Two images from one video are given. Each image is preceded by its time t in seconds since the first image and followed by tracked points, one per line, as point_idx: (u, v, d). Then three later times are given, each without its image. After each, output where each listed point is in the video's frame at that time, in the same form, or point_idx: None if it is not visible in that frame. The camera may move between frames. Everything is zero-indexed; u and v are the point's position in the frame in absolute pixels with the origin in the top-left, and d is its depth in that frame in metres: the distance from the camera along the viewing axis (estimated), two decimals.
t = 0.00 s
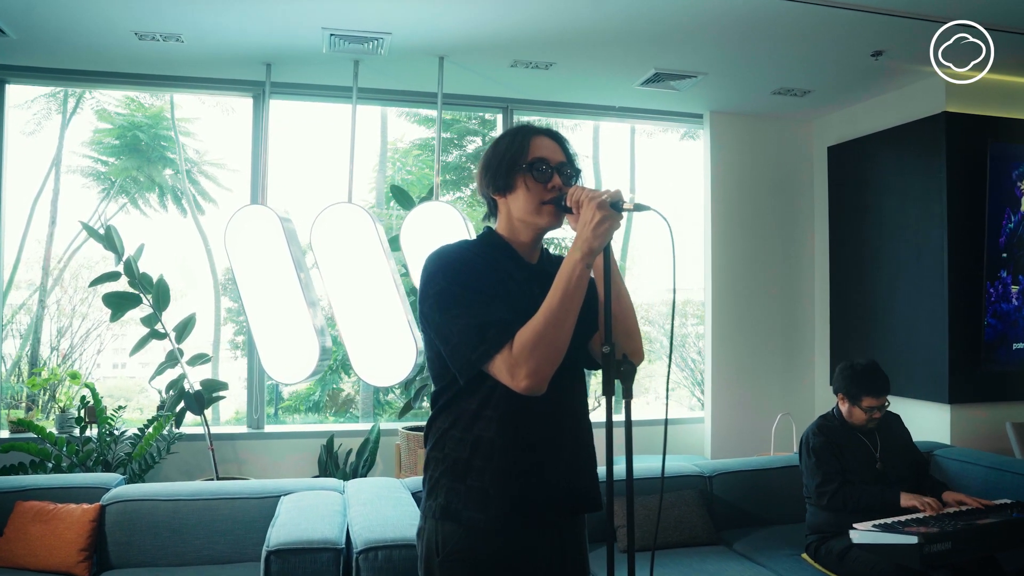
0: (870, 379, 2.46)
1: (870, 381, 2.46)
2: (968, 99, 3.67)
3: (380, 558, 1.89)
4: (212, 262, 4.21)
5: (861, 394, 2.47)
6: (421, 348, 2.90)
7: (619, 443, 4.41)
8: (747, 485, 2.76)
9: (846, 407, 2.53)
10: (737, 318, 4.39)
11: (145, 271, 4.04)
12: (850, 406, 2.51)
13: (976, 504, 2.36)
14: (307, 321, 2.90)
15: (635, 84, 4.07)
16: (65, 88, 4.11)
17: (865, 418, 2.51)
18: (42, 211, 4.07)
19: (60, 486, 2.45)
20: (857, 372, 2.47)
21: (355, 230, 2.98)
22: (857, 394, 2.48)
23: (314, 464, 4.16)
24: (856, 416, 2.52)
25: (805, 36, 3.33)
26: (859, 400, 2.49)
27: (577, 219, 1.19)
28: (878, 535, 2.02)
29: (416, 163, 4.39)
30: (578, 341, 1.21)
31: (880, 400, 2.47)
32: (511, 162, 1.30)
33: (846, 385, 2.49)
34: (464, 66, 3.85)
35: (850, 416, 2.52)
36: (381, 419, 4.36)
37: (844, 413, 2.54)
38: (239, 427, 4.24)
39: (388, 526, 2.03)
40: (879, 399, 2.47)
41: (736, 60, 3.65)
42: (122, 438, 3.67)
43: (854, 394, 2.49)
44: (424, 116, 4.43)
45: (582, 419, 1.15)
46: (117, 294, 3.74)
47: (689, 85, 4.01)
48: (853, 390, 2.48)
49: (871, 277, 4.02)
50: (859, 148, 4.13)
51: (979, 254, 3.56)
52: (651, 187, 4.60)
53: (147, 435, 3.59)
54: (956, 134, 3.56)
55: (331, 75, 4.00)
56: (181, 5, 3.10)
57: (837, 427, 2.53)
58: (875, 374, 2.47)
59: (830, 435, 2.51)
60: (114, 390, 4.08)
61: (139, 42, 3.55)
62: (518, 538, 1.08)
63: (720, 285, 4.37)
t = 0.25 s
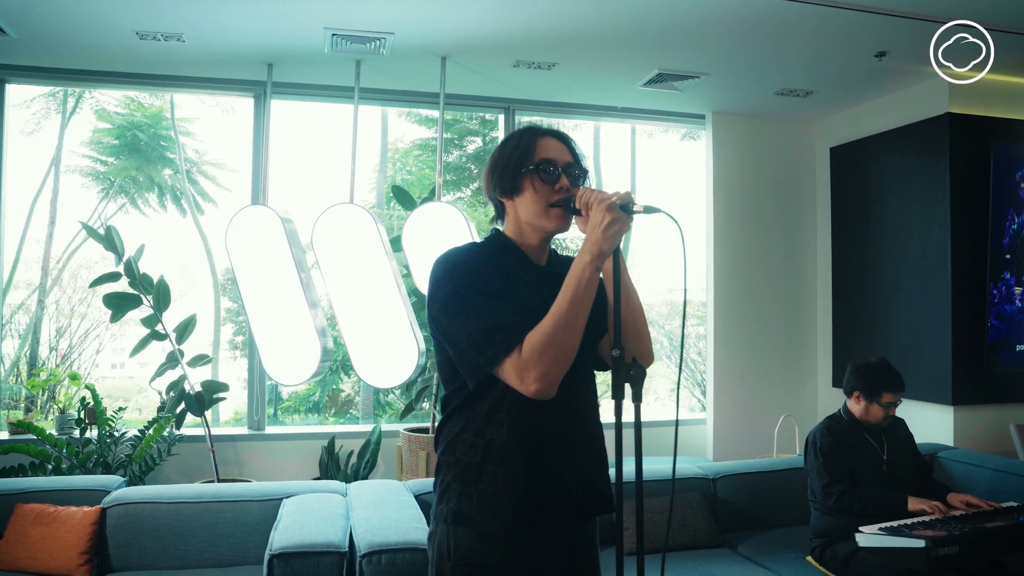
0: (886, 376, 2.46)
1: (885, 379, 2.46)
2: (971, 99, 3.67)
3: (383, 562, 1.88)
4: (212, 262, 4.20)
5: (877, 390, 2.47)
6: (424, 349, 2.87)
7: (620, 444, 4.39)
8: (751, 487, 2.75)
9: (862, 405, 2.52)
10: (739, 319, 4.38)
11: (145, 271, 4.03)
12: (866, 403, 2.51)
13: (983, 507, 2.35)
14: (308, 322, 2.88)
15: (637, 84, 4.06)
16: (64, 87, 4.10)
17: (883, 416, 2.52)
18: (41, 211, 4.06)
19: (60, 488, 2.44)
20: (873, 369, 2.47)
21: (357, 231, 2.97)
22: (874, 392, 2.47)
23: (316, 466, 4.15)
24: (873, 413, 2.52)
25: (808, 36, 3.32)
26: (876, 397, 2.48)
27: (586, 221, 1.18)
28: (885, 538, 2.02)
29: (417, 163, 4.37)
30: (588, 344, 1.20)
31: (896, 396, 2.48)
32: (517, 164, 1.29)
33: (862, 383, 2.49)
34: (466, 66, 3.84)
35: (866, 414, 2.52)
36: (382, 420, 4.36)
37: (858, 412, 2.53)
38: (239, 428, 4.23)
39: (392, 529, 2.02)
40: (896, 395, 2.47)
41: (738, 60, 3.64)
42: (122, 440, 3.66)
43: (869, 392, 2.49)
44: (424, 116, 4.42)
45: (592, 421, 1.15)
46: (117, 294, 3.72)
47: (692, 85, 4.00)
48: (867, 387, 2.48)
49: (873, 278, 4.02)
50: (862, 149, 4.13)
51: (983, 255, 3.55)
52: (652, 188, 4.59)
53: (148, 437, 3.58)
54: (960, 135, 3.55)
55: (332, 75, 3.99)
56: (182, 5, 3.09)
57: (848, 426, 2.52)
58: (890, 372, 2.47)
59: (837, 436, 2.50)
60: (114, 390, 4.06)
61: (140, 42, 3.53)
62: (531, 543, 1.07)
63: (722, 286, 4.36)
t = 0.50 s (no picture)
0: (900, 373, 2.44)
1: (899, 376, 2.45)
2: (975, 100, 3.65)
3: (388, 566, 1.88)
4: (211, 263, 4.19)
5: (890, 387, 2.46)
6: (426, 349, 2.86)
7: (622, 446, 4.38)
8: (754, 489, 2.74)
9: (874, 401, 2.51)
10: (741, 320, 4.37)
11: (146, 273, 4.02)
12: (878, 400, 2.49)
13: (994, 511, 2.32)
14: (310, 324, 2.87)
15: (639, 85, 4.05)
16: (64, 88, 4.08)
17: (893, 415, 2.49)
18: (41, 211, 4.04)
19: (61, 491, 2.43)
20: (889, 367, 2.46)
21: (359, 232, 2.95)
22: (886, 387, 2.46)
23: (317, 468, 4.14)
24: (884, 411, 2.50)
25: (811, 36, 3.31)
26: (888, 394, 2.47)
27: (595, 224, 1.17)
28: (891, 542, 2.00)
29: (418, 164, 4.36)
30: (598, 348, 1.18)
31: (909, 395, 2.46)
32: (523, 167, 1.27)
33: (875, 378, 2.48)
34: (468, 66, 3.83)
35: (877, 411, 2.51)
36: (383, 422, 4.35)
37: (870, 409, 2.52)
38: (239, 429, 4.22)
39: (396, 532, 2.01)
40: (909, 394, 2.45)
41: (740, 61, 3.63)
42: (123, 442, 3.65)
43: (881, 389, 2.48)
44: (425, 117, 4.41)
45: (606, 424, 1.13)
46: (118, 296, 3.71)
47: (695, 86, 3.99)
48: (880, 384, 2.47)
49: (877, 279, 4.01)
50: (865, 150, 4.12)
51: (987, 256, 3.54)
52: (654, 188, 4.58)
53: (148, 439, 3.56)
54: (964, 136, 3.54)
55: (333, 75, 3.98)
56: (182, 5, 3.07)
57: (858, 425, 2.51)
58: (904, 370, 2.46)
59: (846, 435, 2.48)
60: (114, 391, 4.05)
61: (141, 43, 3.52)
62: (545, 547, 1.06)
63: (724, 286, 4.35)
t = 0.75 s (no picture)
0: (912, 374, 2.41)
1: (911, 376, 2.41)
2: (979, 101, 3.64)
3: (393, 570, 1.86)
4: (211, 263, 4.17)
5: (899, 385, 2.43)
6: (428, 352, 2.86)
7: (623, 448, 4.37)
8: (758, 491, 2.73)
9: (883, 398, 2.50)
10: (743, 321, 4.36)
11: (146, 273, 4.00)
12: (886, 397, 2.48)
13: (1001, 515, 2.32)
14: (312, 324, 2.85)
15: (642, 85, 4.03)
16: (63, 87, 4.06)
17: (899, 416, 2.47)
18: (40, 211, 4.03)
19: (62, 494, 2.41)
20: (903, 367, 2.42)
21: (361, 233, 2.94)
22: (895, 384, 2.44)
23: (318, 469, 4.12)
24: (889, 408, 2.49)
25: (814, 37, 3.30)
26: (896, 393, 2.45)
27: (607, 227, 1.16)
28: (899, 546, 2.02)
29: (418, 164, 4.35)
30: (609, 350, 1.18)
31: (919, 398, 2.42)
32: (533, 170, 1.25)
33: (886, 376, 2.46)
34: (471, 66, 3.81)
35: (884, 409, 2.50)
36: (383, 423, 4.34)
37: (879, 406, 2.51)
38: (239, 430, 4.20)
39: (400, 536, 2.00)
40: (918, 396, 2.41)
41: (743, 61, 3.61)
42: (124, 443, 3.63)
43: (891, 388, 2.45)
44: (425, 117, 4.39)
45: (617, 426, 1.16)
46: (119, 296, 3.70)
47: (698, 86, 3.97)
48: (890, 383, 2.45)
49: (880, 281, 4.00)
50: (869, 151, 4.11)
51: (992, 258, 3.53)
52: (655, 189, 4.57)
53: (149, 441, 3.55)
54: (968, 137, 3.53)
55: (334, 75, 3.96)
56: (183, 4, 3.05)
57: (865, 424, 2.51)
58: (921, 373, 2.41)
59: (853, 432, 2.49)
60: (113, 391, 4.03)
61: (141, 42, 3.50)
62: (560, 550, 1.10)
63: (726, 287, 4.34)
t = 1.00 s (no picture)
0: (940, 390, 2.36)
1: (940, 393, 2.37)
2: (984, 100, 3.63)
3: (400, 573, 1.85)
4: (211, 263, 4.16)
5: (925, 399, 2.39)
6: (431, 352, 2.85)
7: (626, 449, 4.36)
8: (764, 492, 2.71)
9: (904, 408, 2.46)
10: (746, 321, 4.34)
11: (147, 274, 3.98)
12: (909, 408, 2.44)
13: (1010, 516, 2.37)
14: (315, 325, 2.83)
15: (646, 85, 4.02)
16: (63, 87, 4.04)
17: (916, 428, 2.43)
18: (40, 211, 4.01)
19: (65, 496, 2.39)
20: (933, 381, 2.38)
21: (364, 233, 2.92)
22: (921, 399, 2.39)
23: (321, 471, 4.11)
24: (908, 421, 2.45)
25: (818, 36, 3.28)
26: (921, 406, 2.41)
27: (622, 228, 1.15)
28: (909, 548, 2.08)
29: (418, 164, 4.33)
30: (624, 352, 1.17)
31: (942, 415, 2.37)
32: (545, 170, 1.24)
33: (914, 389, 2.41)
34: (474, 66, 3.80)
35: (903, 419, 2.46)
36: (385, 424, 4.32)
37: (899, 415, 2.47)
38: (239, 431, 4.18)
39: (406, 539, 1.98)
40: (941, 414, 2.37)
41: (746, 61, 3.60)
42: (126, 445, 3.62)
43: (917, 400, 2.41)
44: (425, 117, 4.37)
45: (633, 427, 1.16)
46: (120, 297, 3.68)
47: (702, 86, 3.96)
48: (917, 395, 2.40)
49: (885, 281, 3.98)
50: (873, 151, 4.10)
51: (997, 258, 3.52)
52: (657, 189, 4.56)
53: (151, 442, 3.53)
54: (973, 138, 3.51)
55: (336, 75, 3.95)
56: (184, 4, 3.04)
57: (881, 429, 2.48)
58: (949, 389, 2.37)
59: (868, 435, 2.47)
60: (112, 392, 4.01)
61: (143, 42, 3.48)
62: (578, 552, 1.10)
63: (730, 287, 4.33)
